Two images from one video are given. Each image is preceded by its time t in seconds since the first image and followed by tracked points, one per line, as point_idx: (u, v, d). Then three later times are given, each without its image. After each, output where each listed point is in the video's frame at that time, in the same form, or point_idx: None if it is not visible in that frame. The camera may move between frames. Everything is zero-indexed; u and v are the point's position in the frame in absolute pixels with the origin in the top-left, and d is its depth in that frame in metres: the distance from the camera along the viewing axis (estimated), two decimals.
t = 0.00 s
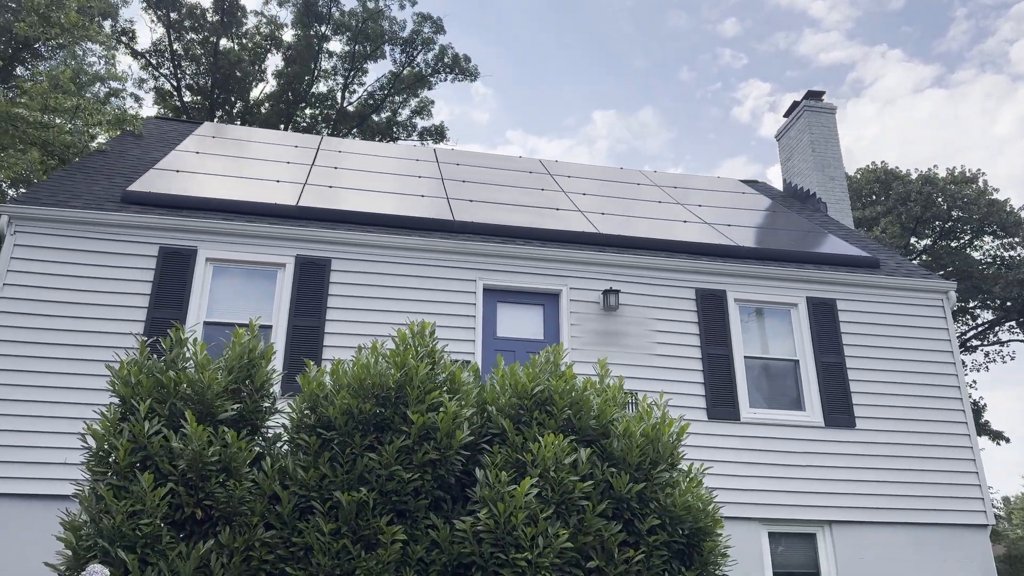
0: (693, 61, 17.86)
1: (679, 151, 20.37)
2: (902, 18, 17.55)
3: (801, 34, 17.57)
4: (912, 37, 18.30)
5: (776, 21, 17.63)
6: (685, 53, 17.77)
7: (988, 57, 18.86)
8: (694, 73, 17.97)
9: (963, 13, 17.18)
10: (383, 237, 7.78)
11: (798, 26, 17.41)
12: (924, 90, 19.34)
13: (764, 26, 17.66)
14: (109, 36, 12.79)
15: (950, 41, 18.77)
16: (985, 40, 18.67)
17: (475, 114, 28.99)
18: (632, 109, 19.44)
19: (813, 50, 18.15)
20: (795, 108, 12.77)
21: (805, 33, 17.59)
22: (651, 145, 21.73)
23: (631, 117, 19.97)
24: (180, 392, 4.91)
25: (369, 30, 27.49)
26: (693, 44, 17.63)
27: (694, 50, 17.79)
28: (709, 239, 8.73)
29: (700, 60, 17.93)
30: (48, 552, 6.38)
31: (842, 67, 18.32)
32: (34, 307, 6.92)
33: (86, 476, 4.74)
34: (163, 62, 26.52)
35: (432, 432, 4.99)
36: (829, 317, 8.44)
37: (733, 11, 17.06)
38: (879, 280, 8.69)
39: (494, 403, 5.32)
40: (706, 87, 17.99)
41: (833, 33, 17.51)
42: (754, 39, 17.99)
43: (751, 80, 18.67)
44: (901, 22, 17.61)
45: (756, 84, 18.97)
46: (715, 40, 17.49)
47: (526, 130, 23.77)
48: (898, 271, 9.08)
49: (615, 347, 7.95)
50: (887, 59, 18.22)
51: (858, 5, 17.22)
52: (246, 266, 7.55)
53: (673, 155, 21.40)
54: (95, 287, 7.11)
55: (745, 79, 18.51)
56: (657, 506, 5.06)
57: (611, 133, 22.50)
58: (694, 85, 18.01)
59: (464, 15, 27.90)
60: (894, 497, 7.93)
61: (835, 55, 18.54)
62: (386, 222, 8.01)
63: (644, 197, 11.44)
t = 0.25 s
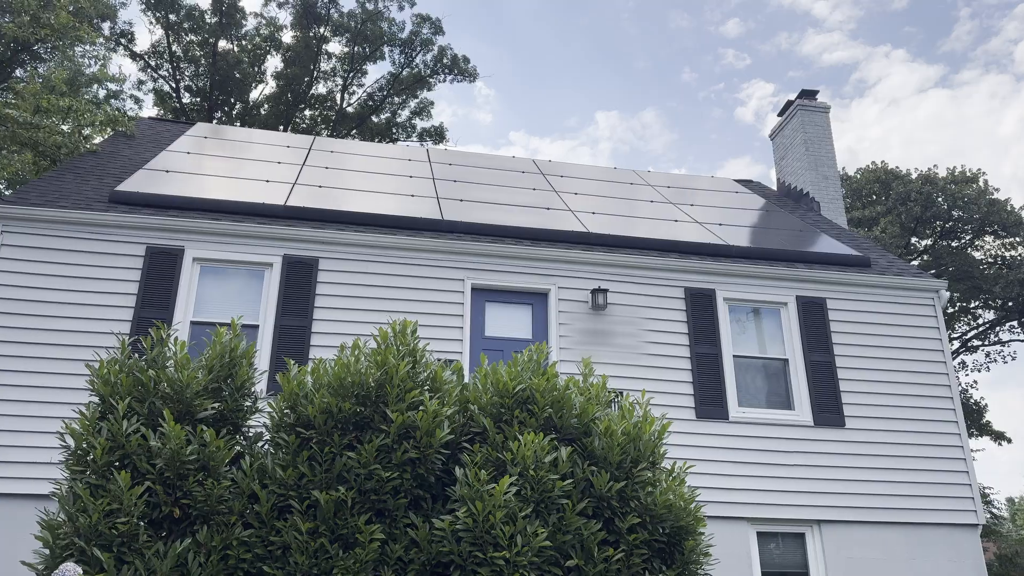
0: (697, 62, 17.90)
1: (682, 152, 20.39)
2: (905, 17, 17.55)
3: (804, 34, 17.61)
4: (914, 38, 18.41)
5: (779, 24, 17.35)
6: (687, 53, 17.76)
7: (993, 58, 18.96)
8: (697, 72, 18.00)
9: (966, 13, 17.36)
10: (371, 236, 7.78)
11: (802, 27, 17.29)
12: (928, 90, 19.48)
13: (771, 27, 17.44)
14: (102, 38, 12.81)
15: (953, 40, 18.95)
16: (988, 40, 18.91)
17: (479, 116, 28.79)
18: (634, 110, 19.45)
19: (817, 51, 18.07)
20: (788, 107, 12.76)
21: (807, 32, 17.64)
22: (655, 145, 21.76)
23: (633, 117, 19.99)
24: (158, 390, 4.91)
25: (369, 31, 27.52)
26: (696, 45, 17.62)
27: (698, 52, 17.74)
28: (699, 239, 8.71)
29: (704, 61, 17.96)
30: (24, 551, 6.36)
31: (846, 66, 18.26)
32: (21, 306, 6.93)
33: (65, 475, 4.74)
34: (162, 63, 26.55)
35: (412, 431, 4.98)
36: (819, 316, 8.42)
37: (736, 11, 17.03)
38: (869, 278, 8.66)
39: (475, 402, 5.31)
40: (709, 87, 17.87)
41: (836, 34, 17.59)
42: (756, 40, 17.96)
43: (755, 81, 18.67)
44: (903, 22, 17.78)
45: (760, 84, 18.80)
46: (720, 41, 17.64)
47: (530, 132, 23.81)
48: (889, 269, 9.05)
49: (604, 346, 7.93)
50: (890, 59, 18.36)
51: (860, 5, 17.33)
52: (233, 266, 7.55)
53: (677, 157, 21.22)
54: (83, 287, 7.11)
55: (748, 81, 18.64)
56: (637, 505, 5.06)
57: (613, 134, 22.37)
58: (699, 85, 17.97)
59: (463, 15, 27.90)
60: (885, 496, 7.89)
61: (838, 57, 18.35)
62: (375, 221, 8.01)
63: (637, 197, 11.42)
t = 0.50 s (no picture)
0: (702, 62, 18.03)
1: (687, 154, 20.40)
2: (910, 18, 17.64)
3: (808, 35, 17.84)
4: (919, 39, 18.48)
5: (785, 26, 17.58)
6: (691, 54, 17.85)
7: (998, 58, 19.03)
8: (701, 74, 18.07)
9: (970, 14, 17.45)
10: (361, 237, 7.76)
11: (807, 28, 17.59)
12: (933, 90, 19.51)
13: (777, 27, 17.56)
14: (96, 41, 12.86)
15: (958, 41, 18.84)
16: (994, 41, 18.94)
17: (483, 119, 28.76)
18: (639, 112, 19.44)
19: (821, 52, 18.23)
20: (784, 108, 12.72)
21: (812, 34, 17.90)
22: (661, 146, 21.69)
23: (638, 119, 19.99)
24: (139, 391, 4.90)
25: (369, 34, 27.60)
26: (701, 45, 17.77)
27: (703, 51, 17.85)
28: (691, 240, 8.69)
29: (708, 62, 18.16)
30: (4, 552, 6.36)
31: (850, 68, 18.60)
32: (9, 308, 6.93)
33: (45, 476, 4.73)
34: (161, 66, 26.54)
35: (394, 432, 4.96)
36: (811, 316, 8.39)
37: (741, 11, 17.36)
38: (862, 279, 8.63)
39: (458, 403, 5.28)
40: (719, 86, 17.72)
41: (841, 35, 17.72)
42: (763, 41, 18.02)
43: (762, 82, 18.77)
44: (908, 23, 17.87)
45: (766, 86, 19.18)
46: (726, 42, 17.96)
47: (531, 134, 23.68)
48: (882, 270, 9.02)
49: (595, 347, 7.90)
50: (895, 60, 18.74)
51: (864, 5, 17.64)
52: (221, 268, 7.54)
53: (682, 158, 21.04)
54: (71, 288, 7.11)
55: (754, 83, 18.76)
56: (622, 506, 5.03)
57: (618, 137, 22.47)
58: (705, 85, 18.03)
59: (463, 18, 27.90)
60: (878, 498, 7.84)
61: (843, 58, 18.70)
62: (364, 223, 8.00)
63: (631, 198, 11.39)
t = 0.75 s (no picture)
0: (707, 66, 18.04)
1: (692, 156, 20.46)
2: (915, 20, 17.75)
3: (812, 37, 18.04)
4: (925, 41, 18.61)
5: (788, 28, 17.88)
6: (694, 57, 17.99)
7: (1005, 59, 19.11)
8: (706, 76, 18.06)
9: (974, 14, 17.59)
10: (352, 236, 7.75)
11: (811, 30, 17.80)
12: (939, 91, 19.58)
13: (780, 29, 17.91)
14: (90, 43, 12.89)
15: (963, 42, 19.38)
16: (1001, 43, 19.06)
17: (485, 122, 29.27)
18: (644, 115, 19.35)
19: (826, 56, 18.67)
20: (780, 107, 12.72)
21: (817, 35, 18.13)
22: (666, 148, 21.66)
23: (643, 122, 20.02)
24: (121, 389, 4.89)
25: (370, 37, 27.68)
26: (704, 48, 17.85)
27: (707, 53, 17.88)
28: (683, 239, 8.66)
29: (711, 65, 18.05)
30: None
31: (856, 69, 19.03)
32: None
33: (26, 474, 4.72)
34: (162, 69, 26.56)
35: (377, 430, 4.93)
36: (804, 315, 8.36)
37: (745, 13, 17.74)
38: (856, 277, 8.59)
39: (443, 400, 5.26)
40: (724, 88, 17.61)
41: (846, 35, 18.26)
42: (767, 43, 18.38)
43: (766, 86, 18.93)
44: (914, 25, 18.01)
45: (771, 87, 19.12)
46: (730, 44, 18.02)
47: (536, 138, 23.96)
48: (877, 268, 8.98)
49: (586, 346, 7.86)
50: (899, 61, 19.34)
51: (868, 7, 17.88)
52: (212, 267, 7.53)
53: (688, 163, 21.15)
54: (59, 288, 7.10)
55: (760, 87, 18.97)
56: (607, 504, 5.00)
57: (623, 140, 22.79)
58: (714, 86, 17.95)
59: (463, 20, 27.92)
60: (872, 497, 7.79)
61: (848, 59, 19.02)
62: (355, 222, 7.98)
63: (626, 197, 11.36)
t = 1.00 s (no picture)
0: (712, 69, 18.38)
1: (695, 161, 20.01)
2: (920, 22, 18.04)
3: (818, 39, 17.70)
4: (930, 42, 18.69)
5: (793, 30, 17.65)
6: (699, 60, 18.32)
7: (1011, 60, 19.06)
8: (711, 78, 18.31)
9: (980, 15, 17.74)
10: (344, 237, 7.73)
11: (816, 32, 17.53)
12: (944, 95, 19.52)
13: (785, 33, 17.82)
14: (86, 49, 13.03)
15: (969, 45, 19.53)
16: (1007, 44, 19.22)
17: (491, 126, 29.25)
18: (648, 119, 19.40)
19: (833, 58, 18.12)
20: (778, 108, 12.65)
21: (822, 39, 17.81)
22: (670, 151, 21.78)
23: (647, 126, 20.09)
24: (104, 389, 4.87)
25: (371, 40, 27.72)
26: (710, 51, 18.18)
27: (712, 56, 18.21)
28: (678, 239, 8.61)
29: (714, 66, 18.39)
30: None
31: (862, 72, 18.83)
32: None
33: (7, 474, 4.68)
34: (164, 74, 26.62)
35: (362, 429, 4.89)
36: (799, 314, 8.29)
37: (751, 16, 17.65)
38: (852, 277, 8.53)
39: (429, 400, 5.21)
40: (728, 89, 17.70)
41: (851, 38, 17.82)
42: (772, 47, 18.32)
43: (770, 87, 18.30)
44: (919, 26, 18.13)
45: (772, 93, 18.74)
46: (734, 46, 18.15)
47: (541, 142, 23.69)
48: (873, 267, 8.91)
49: (579, 346, 7.82)
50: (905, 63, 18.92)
51: (875, 10, 17.99)
52: (203, 267, 7.51)
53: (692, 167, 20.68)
54: (50, 289, 7.10)
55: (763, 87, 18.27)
56: (593, 504, 4.96)
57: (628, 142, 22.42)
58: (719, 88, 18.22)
59: (465, 23, 27.93)
60: (868, 498, 7.71)
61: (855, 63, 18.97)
62: (347, 222, 7.95)
63: (622, 198, 11.31)
